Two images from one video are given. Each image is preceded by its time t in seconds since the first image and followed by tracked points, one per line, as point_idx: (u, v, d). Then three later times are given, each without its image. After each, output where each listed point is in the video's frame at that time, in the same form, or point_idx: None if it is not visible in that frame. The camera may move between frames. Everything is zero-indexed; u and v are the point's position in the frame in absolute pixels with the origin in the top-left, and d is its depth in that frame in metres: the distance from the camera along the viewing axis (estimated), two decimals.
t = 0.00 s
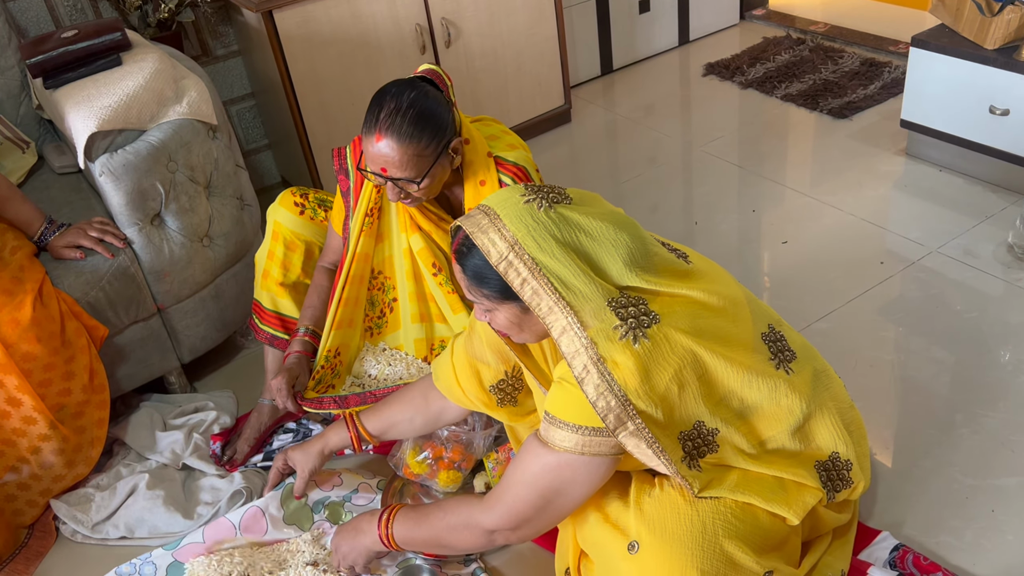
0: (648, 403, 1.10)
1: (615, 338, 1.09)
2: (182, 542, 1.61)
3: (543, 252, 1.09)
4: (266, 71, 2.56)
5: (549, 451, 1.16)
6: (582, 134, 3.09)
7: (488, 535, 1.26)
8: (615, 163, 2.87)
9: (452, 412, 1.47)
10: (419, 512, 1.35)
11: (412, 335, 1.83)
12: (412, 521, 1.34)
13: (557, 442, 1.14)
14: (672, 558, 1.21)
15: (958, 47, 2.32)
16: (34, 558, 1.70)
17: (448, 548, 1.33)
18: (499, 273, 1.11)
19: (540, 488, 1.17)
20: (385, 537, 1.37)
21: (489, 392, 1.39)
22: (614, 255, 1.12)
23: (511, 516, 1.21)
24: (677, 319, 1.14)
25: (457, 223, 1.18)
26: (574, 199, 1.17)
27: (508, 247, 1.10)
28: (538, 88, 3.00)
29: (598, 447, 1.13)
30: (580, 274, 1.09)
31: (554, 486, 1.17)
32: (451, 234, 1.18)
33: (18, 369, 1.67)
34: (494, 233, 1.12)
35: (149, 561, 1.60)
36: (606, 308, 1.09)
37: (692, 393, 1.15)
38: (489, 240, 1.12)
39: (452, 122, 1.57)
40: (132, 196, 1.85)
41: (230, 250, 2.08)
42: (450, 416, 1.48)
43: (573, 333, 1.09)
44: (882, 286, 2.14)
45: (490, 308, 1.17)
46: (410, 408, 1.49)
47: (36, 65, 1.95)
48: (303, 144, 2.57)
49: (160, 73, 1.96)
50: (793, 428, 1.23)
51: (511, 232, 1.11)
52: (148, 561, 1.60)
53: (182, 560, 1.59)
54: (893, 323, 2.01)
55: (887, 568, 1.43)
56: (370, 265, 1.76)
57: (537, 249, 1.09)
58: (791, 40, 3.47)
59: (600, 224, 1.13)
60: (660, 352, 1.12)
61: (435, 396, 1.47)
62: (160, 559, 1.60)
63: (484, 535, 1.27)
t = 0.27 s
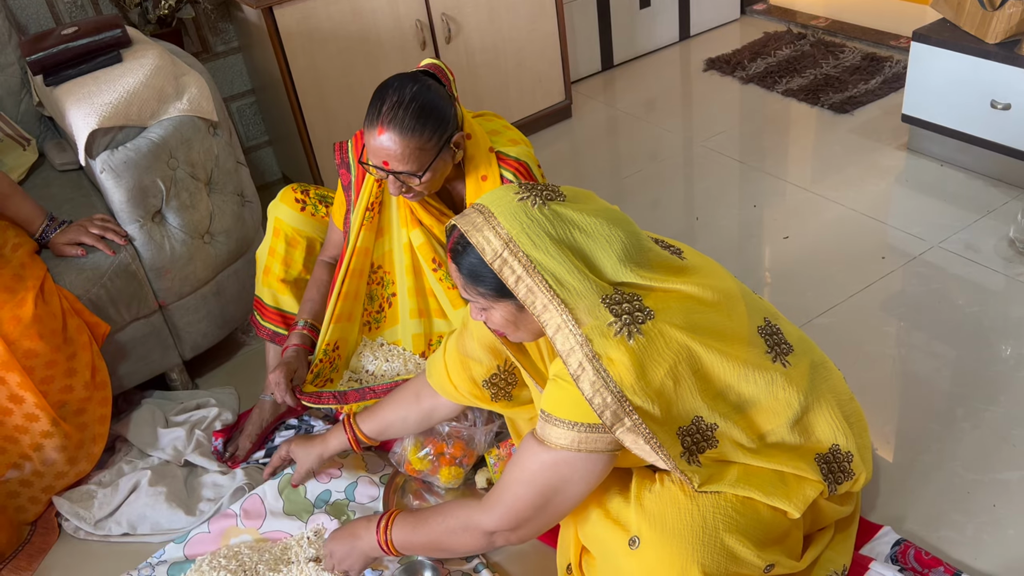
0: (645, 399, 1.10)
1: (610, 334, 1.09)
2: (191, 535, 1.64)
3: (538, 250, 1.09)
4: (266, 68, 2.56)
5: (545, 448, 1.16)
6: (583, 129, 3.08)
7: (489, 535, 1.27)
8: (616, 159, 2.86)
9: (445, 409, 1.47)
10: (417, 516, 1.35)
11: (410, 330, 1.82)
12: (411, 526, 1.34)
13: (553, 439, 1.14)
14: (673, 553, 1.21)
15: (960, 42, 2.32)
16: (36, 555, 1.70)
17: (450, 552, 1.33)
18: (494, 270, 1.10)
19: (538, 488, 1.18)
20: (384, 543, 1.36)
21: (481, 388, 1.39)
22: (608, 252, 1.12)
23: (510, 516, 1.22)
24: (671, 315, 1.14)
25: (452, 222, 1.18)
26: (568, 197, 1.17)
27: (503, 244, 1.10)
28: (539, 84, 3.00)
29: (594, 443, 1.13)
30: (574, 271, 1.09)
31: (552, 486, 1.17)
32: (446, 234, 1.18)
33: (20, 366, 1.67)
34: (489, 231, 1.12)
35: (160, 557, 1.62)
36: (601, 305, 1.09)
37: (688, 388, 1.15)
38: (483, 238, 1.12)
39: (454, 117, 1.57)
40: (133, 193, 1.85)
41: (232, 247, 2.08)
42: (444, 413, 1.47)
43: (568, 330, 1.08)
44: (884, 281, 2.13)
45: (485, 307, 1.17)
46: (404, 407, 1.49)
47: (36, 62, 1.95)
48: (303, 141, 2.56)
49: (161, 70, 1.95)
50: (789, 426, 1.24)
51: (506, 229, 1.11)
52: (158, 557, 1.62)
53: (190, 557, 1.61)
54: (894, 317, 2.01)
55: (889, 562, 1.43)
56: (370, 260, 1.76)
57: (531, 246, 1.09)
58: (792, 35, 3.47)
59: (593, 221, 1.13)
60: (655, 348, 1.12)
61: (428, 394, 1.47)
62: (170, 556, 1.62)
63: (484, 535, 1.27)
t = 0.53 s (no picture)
0: (623, 403, 1.12)
1: (585, 342, 1.10)
2: (194, 531, 1.66)
3: (511, 262, 1.09)
4: (267, 64, 2.55)
5: (511, 448, 1.17)
6: (583, 125, 3.09)
7: (452, 537, 1.25)
8: (617, 155, 2.86)
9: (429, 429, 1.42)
10: (377, 533, 1.31)
11: (414, 326, 1.84)
12: (374, 545, 1.30)
13: (521, 440, 1.16)
14: (669, 545, 1.21)
15: (961, 36, 2.31)
16: (40, 551, 1.71)
17: (414, 565, 1.30)
18: (469, 283, 1.10)
19: (502, 486, 1.19)
20: (347, 568, 1.31)
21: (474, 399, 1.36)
22: (582, 259, 1.11)
23: (473, 516, 1.22)
24: (646, 319, 1.15)
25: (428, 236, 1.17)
26: (541, 204, 1.16)
27: (478, 257, 1.10)
28: (539, 80, 3.00)
29: (561, 443, 1.16)
30: (547, 281, 1.09)
31: (515, 485, 1.18)
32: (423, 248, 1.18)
33: (22, 364, 1.68)
34: (463, 245, 1.11)
35: (164, 553, 1.63)
36: (575, 313, 1.10)
37: (665, 390, 1.17)
38: (458, 252, 1.11)
39: (455, 113, 1.57)
40: (134, 189, 1.86)
41: (234, 243, 2.08)
42: (429, 435, 1.43)
43: (544, 340, 1.10)
44: (884, 276, 2.14)
45: (465, 319, 1.17)
46: (388, 431, 1.43)
47: (37, 59, 1.95)
48: (303, 137, 2.56)
49: (161, 67, 1.95)
50: (776, 414, 1.23)
51: (480, 243, 1.11)
52: (162, 553, 1.63)
53: (193, 553, 1.62)
54: (895, 313, 2.01)
55: (889, 557, 1.44)
56: (371, 256, 1.76)
57: (505, 259, 1.09)
58: (793, 30, 3.47)
59: (566, 227, 1.12)
60: (630, 352, 1.13)
61: (413, 415, 1.42)
62: (173, 552, 1.63)
63: (448, 538, 1.26)
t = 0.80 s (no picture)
0: (596, 410, 1.13)
1: (555, 352, 1.11)
2: (197, 524, 1.67)
3: (477, 278, 1.10)
4: (267, 58, 2.55)
5: (474, 450, 1.18)
6: (584, 118, 3.08)
7: (408, 531, 1.26)
8: (617, 148, 2.86)
9: (403, 445, 1.44)
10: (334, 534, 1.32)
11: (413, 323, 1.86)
12: (331, 547, 1.31)
13: (485, 441, 1.16)
14: (657, 538, 1.22)
15: (962, 29, 2.31)
16: (43, 545, 1.71)
17: (372, 564, 1.31)
18: (439, 300, 1.11)
19: (460, 486, 1.20)
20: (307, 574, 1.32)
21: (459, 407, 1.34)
22: (548, 268, 1.12)
23: (429, 510, 1.23)
24: (616, 324, 1.15)
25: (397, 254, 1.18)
26: (507, 215, 1.16)
27: (445, 274, 1.11)
28: (540, 73, 2.99)
29: (524, 447, 1.16)
30: (513, 295, 1.10)
31: (473, 485, 1.19)
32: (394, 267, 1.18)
33: (25, 358, 1.68)
34: (431, 262, 1.12)
35: (166, 547, 1.64)
36: (543, 324, 1.11)
37: (639, 394, 1.17)
38: (427, 270, 1.12)
39: (455, 109, 1.57)
40: (136, 184, 1.86)
41: (235, 238, 2.09)
42: (404, 449, 1.44)
43: (514, 354, 1.10)
44: (885, 270, 2.14)
45: (439, 335, 1.17)
46: (362, 449, 1.45)
47: (38, 54, 1.95)
48: (304, 131, 2.56)
49: (163, 61, 1.95)
50: (758, 405, 1.22)
51: (447, 260, 1.11)
52: (165, 546, 1.64)
53: (196, 546, 1.63)
54: (895, 306, 2.02)
55: (890, 549, 1.44)
56: (371, 252, 1.76)
57: (471, 274, 1.10)
58: (794, 23, 3.46)
59: (529, 237, 1.13)
60: (601, 359, 1.14)
61: (385, 431, 1.44)
62: (176, 545, 1.64)
63: (404, 533, 1.27)
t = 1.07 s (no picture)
0: (577, 409, 1.14)
1: (535, 352, 1.12)
2: (200, 515, 1.67)
3: (455, 282, 1.11)
4: (268, 50, 2.55)
5: (460, 448, 1.20)
6: (584, 110, 3.08)
7: (398, 527, 1.29)
8: (618, 140, 2.86)
9: (406, 448, 1.44)
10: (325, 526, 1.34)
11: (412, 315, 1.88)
12: (325, 538, 1.33)
13: (470, 442, 1.18)
14: (646, 527, 1.22)
15: (964, 21, 2.31)
16: (47, 535, 1.72)
17: (364, 556, 1.34)
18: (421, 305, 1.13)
19: (447, 482, 1.22)
20: (302, 564, 1.35)
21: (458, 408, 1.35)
22: (527, 269, 1.12)
23: (418, 508, 1.25)
24: (596, 322, 1.15)
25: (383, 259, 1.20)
26: (485, 217, 1.17)
27: (426, 279, 1.13)
28: (540, 65, 2.99)
29: (508, 448, 1.17)
30: (491, 297, 1.11)
31: (460, 482, 1.22)
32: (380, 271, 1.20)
33: (28, 350, 1.69)
34: (412, 267, 1.14)
35: (170, 538, 1.65)
36: (523, 325, 1.12)
37: (621, 392, 1.17)
38: (408, 275, 1.14)
39: (455, 102, 1.57)
40: (137, 176, 1.86)
41: (236, 230, 2.09)
42: (407, 451, 1.45)
43: (495, 356, 1.11)
44: (886, 261, 2.14)
45: (423, 339, 1.18)
46: (365, 456, 1.44)
47: (38, 46, 1.94)
48: (304, 123, 2.56)
49: (164, 54, 1.96)
50: (744, 395, 1.21)
51: (427, 264, 1.13)
52: (168, 537, 1.65)
53: (199, 537, 1.64)
54: (896, 298, 2.02)
55: (889, 539, 1.45)
56: (371, 246, 1.76)
57: (450, 279, 1.11)
58: (795, 15, 3.45)
59: (507, 238, 1.13)
60: (582, 358, 1.14)
61: (388, 435, 1.44)
62: (179, 536, 1.65)
63: (394, 529, 1.29)
